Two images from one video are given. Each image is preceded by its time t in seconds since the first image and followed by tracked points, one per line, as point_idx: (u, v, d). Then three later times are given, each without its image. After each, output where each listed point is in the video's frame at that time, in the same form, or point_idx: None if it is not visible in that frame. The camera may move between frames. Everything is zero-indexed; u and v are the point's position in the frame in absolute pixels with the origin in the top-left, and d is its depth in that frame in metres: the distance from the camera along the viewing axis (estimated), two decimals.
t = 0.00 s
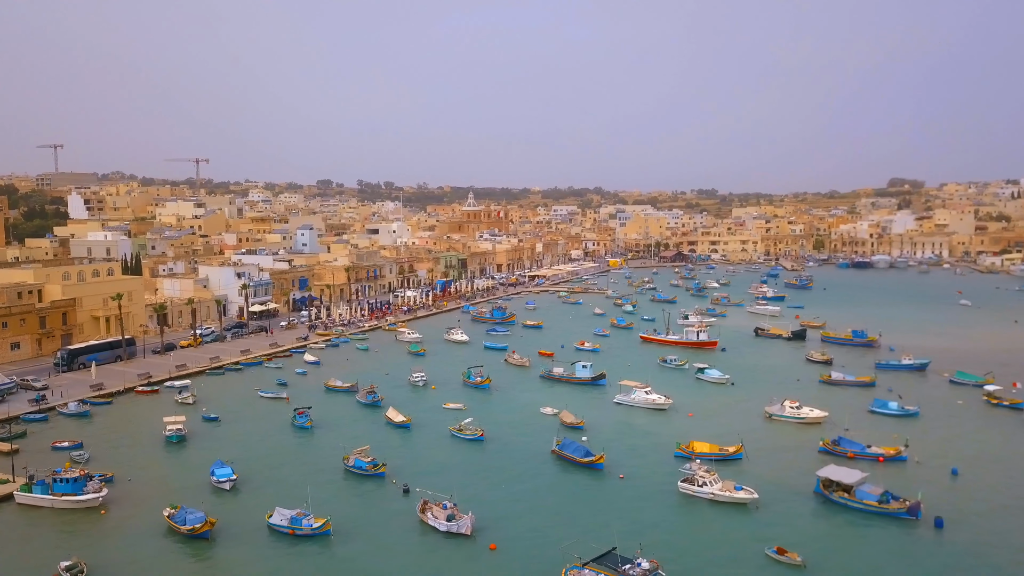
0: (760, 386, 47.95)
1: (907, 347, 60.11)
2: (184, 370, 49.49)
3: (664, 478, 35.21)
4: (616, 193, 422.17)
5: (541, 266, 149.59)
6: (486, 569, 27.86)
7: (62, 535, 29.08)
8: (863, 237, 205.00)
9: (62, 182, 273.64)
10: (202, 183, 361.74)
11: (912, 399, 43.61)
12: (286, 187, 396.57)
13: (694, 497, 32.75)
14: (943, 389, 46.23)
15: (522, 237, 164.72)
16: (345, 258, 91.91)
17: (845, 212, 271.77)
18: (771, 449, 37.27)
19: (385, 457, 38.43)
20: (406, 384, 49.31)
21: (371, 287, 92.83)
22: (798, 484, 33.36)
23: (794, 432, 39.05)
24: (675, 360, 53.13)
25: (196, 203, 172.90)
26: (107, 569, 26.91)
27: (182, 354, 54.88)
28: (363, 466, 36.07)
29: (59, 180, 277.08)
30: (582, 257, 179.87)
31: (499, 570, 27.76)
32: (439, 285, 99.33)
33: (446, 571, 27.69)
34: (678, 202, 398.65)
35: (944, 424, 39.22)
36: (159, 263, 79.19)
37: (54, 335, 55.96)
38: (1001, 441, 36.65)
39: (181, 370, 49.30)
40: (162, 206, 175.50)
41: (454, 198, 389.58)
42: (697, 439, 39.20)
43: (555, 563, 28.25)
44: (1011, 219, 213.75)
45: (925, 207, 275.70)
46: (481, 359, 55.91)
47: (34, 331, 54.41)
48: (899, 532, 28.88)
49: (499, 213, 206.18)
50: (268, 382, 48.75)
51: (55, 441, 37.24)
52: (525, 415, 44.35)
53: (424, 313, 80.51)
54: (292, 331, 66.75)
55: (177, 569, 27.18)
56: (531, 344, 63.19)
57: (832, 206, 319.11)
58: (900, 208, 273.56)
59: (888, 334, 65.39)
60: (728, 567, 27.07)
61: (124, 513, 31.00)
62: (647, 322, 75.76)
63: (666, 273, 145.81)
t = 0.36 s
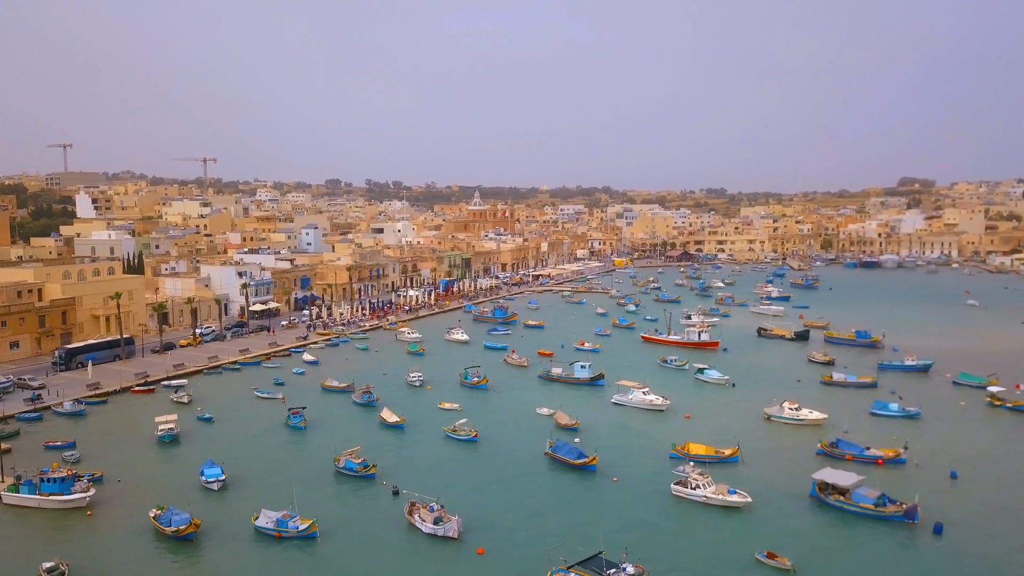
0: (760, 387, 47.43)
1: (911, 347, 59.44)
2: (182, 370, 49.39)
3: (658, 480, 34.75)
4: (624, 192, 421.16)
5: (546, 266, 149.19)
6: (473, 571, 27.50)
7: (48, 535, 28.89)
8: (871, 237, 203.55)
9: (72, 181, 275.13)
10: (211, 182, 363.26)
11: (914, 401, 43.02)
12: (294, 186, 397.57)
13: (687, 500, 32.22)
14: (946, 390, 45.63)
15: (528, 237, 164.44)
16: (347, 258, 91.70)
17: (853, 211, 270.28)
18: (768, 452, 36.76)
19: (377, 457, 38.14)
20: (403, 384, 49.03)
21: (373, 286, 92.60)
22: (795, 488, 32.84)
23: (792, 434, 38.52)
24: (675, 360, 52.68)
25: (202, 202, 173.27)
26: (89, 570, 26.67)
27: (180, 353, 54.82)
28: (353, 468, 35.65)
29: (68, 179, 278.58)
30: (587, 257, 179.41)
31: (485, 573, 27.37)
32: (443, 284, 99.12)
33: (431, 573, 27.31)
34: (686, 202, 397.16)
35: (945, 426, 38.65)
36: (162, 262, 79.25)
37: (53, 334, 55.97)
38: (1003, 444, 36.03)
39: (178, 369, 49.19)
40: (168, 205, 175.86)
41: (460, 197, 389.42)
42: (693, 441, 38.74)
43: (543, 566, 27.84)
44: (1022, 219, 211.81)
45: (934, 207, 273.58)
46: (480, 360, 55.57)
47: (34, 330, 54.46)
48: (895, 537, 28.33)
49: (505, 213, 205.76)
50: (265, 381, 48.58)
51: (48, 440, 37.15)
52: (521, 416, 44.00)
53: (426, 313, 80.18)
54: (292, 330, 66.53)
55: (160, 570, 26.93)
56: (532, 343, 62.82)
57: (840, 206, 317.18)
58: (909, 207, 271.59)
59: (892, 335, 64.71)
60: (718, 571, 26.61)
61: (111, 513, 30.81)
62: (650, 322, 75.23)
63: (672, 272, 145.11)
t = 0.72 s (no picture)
0: (760, 388, 46.94)
1: (915, 348, 58.77)
2: (179, 369, 49.31)
3: (653, 482, 34.33)
4: (631, 193, 420.34)
5: (551, 265, 148.87)
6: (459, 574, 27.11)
7: (32, 536, 28.72)
8: (879, 237, 202.16)
9: (82, 181, 276.53)
10: (220, 181, 364.54)
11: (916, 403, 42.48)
12: (302, 186, 398.62)
13: (680, 503, 31.75)
14: (949, 392, 45.06)
15: (534, 237, 164.15)
16: (351, 257, 91.63)
17: (862, 211, 268.62)
18: (765, 454, 36.28)
19: (370, 458, 37.87)
20: (400, 385, 48.77)
21: (376, 286, 92.51)
22: (791, 491, 32.35)
23: (790, 437, 38.04)
24: (676, 361, 52.26)
25: (210, 202, 173.90)
26: (71, 571, 26.44)
27: (179, 352, 54.79)
28: (344, 470, 35.26)
29: (78, 178, 280.39)
30: (593, 257, 178.96)
31: None
32: (446, 284, 98.95)
33: None
34: (694, 202, 395.77)
35: (947, 429, 38.08)
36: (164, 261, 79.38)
37: (53, 333, 56.02)
38: (1005, 447, 35.47)
39: (176, 369, 49.13)
40: (175, 204, 176.53)
41: (468, 197, 389.21)
42: (689, 443, 38.29)
43: (532, 569, 27.42)
44: None
45: (944, 207, 271.54)
46: (479, 360, 55.32)
47: (34, 329, 54.53)
48: (891, 542, 27.77)
49: (511, 212, 205.37)
50: (262, 381, 48.45)
51: (40, 440, 37.10)
52: (517, 417, 43.67)
53: (427, 313, 79.95)
54: (292, 330, 66.44)
55: (143, 571, 26.68)
56: (532, 344, 62.51)
57: (849, 206, 315.37)
58: (918, 207, 269.75)
59: (897, 335, 64.06)
60: None
61: (98, 514, 30.64)
62: (652, 322, 74.82)
63: (678, 272, 144.59)
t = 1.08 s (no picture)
0: (760, 389, 46.47)
1: (920, 350, 58.10)
2: (177, 369, 49.32)
3: (647, 485, 33.90)
4: (640, 192, 419.31)
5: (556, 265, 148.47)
6: None
7: (18, 536, 28.60)
8: (888, 237, 200.73)
9: (92, 180, 277.78)
10: (229, 181, 365.64)
11: (917, 405, 41.88)
12: (310, 185, 399.65)
13: (672, 507, 31.29)
14: (952, 395, 44.43)
15: (539, 236, 163.75)
16: (354, 257, 91.52)
17: (871, 211, 266.76)
18: (761, 457, 35.78)
19: (363, 460, 37.63)
20: (397, 385, 48.53)
21: (379, 286, 92.42)
22: (786, 495, 31.85)
23: (788, 440, 37.52)
24: (676, 362, 51.77)
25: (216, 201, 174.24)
26: (54, 572, 26.25)
27: (178, 352, 54.81)
28: (334, 472, 34.84)
29: (87, 177, 281.97)
30: (599, 256, 178.40)
31: None
32: (449, 284, 98.66)
33: None
34: (702, 201, 394.28)
35: (948, 432, 37.46)
36: (167, 260, 79.40)
37: (53, 332, 56.06)
38: (1007, 452, 34.87)
39: (174, 369, 49.14)
40: (183, 203, 177.12)
41: (476, 196, 389.30)
42: (685, 445, 37.88)
43: (519, 572, 27.04)
44: None
45: (954, 207, 269.45)
46: (478, 360, 55.06)
47: (34, 328, 54.60)
48: (886, 547, 27.26)
49: (518, 212, 205.12)
50: (259, 381, 48.36)
51: (34, 440, 37.10)
52: (513, 418, 43.34)
53: (429, 313, 79.71)
54: (292, 330, 66.32)
55: (127, 572, 26.48)
56: (533, 344, 62.23)
57: (859, 206, 313.42)
58: (928, 207, 267.96)
59: (901, 336, 63.35)
60: None
61: (86, 514, 30.50)
62: (655, 322, 74.39)
63: (684, 272, 143.94)
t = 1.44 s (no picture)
0: (760, 391, 45.98)
1: (925, 351, 57.42)
2: (176, 369, 49.30)
3: (641, 487, 33.48)
4: (648, 192, 418.26)
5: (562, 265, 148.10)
6: None
7: (3, 536, 28.47)
8: (897, 237, 199.33)
9: (101, 180, 279.15)
10: (238, 180, 366.74)
11: (919, 408, 41.33)
12: (319, 186, 400.54)
13: (664, 510, 30.82)
14: (955, 397, 43.84)
15: (545, 236, 163.41)
16: (357, 256, 91.39)
17: (881, 211, 265.08)
18: (758, 460, 35.31)
19: (355, 461, 37.37)
20: (394, 386, 48.29)
21: (383, 285, 92.32)
22: (781, 498, 31.37)
23: (786, 443, 37.03)
24: (676, 363, 51.29)
25: (223, 200, 174.60)
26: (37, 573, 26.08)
27: (177, 351, 54.78)
28: (324, 473, 34.58)
29: (97, 176, 283.65)
30: (606, 256, 177.82)
31: None
32: (453, 284, 98.50)
33: None
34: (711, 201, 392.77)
35: (949, 436, 36.92)
36: (170, 260, 79.37)
37: (54, 331, 56.09)
38: (1009, 456, 34.30)
39: (172, 368, 49.12)
40: (190, 203, 177.76)
41: (483, 196, 389.10)
42: (681, 448, 37.44)
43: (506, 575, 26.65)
44: None
45: (965, 207, 267.41)
46: (476, 361, 54.79)
47: (34, 327, 54.65)
48: (881, 553, 26.73)
49: (524, 212, 204.82)
50: (256, 381, 48.24)
51: (27, 439, 37.08)
52: (509, 419, 42.99)
53: (431, 313, 79.49)
54: (293, 329, 66.23)
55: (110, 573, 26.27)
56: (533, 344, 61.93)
57: (868, 206, 311.48)
58: (938, 207, 266.21)
59: (906, 337, 62.69)
60: None
61: (73, 515, 30.34)
62: (658, 323, 73.96)
63: (690, 272, 143.26)
